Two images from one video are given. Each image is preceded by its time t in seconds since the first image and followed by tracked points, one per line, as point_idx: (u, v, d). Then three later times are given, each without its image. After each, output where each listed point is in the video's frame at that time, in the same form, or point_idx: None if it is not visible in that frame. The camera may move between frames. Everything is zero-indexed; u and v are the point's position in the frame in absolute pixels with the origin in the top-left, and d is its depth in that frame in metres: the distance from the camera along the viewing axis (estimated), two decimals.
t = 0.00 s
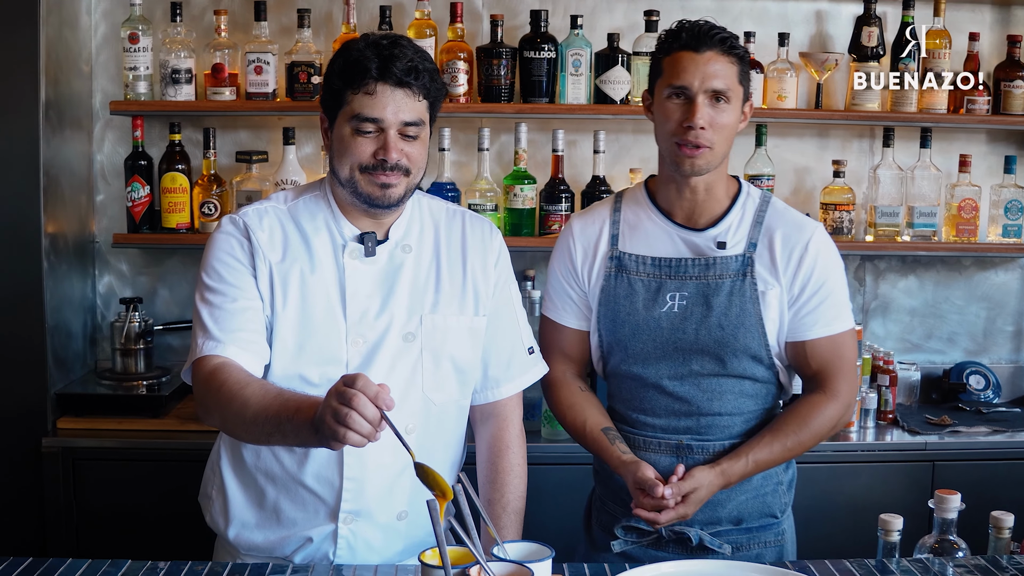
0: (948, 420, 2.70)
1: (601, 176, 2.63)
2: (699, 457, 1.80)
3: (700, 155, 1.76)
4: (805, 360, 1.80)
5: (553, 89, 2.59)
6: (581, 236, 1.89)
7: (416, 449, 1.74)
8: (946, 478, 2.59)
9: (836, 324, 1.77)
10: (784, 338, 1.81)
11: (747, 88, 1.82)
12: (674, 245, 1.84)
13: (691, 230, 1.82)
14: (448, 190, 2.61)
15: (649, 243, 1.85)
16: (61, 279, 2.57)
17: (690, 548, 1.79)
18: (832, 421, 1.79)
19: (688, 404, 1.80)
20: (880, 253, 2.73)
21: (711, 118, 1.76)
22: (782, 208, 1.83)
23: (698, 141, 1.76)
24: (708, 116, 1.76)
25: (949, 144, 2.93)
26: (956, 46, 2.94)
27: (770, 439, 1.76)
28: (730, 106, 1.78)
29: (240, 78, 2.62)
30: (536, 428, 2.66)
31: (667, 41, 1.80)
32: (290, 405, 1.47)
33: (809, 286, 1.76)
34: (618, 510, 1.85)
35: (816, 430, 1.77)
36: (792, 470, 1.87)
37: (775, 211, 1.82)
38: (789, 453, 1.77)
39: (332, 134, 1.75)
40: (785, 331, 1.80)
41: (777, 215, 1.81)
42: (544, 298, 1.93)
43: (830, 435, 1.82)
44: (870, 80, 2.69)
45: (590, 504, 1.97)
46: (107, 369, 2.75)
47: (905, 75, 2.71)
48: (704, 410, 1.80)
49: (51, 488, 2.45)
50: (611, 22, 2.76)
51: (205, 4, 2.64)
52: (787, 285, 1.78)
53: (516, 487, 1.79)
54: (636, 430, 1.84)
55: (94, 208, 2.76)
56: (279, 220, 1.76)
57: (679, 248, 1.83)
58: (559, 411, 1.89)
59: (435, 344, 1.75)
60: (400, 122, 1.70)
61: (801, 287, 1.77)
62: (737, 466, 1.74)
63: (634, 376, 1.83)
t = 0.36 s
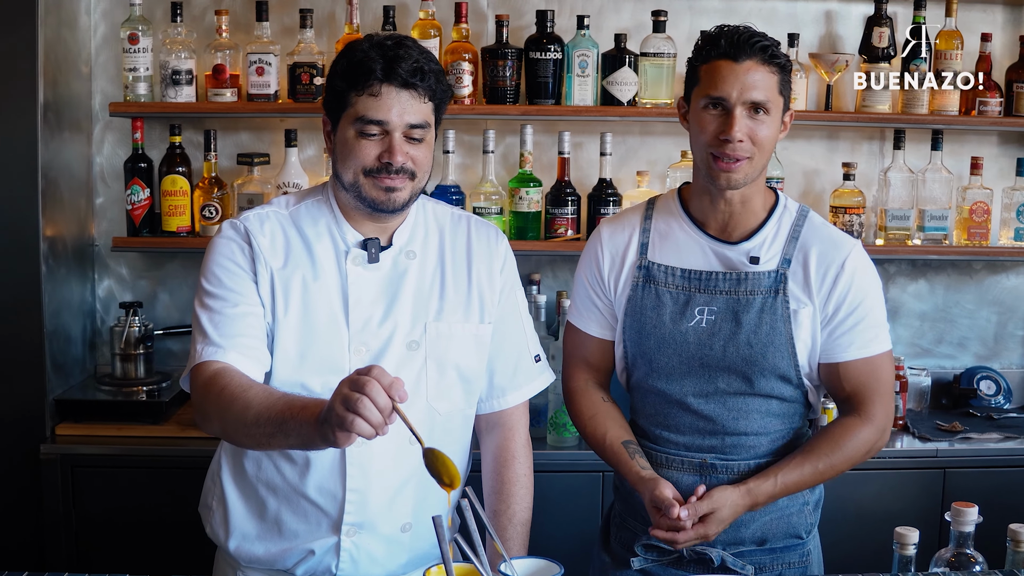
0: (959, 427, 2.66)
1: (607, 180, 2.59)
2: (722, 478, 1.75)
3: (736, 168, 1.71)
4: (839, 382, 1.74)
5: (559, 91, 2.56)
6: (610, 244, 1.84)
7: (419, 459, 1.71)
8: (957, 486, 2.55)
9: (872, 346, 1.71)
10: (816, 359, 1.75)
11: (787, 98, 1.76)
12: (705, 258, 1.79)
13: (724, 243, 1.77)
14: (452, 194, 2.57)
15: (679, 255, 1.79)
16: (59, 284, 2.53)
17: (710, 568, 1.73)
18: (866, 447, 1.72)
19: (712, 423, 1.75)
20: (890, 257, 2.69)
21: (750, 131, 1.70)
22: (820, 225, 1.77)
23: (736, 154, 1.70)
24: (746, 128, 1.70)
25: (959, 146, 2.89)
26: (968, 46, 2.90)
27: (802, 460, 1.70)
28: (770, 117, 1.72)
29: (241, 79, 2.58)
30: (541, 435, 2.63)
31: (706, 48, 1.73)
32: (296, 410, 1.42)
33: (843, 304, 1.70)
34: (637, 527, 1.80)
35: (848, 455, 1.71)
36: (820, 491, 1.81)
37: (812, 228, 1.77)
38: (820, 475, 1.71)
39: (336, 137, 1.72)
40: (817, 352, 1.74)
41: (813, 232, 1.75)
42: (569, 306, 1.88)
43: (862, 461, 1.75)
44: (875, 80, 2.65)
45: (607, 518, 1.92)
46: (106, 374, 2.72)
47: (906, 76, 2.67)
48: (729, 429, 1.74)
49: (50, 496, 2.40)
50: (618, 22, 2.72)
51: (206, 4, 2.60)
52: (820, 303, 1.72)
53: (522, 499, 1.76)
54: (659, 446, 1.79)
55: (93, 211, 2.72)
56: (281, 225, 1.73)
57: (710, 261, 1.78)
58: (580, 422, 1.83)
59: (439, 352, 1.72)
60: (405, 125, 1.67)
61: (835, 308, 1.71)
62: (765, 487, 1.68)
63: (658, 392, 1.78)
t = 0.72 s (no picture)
0: (960, 432, 2.64)
1: (605, 182, 2.56)
2: (717, 491, 1.72)
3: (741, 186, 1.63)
4: (843, 394, 1.73)
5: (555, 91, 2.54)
6: (609, 252, 1.80)
7: (408, 466, 1.70)
8: (957, 491, 2.53)
9: (873, 361, 1.69)
10: (816, 373, 1.73)
11: (792, 105, 1.68)
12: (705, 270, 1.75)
13: (725, 255, 1.73)
14: (448, 197, 2.54)
15: (679, 266, 1.76)
16: (50, 287, 2.49)
17: None
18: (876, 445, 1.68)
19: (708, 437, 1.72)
20: (890, 260, 2.67)
21: (755, 146, 1.62)
22: (824, 237, 1.74)
23: (741, 171, 1.62)
24: (751, 144, 1.62)
25: (961, 148, 2.86)
26: (969, 46, 2.87)
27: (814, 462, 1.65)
28: (776, 130, 1.64)
29: (235, 80, 2.55)
30: (537, 440, 2.60)
31: (707, 59, 1.64)
32: (280, 403, 1.40)
33: (849, 322, 1.68)
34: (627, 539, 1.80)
35: (864, 444, 1.66)
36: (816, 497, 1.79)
37: (817, 240, 1.73)
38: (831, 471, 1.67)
39: (324, 139, 1.71)
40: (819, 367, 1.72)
41: (817, 243, 1.72)
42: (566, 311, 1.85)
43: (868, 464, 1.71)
44: (875, 80, 2.63)
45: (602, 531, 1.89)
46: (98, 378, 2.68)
47: (906, 75, 2.64)
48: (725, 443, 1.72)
49: (40, 502, 2.37)
50: (616, 22, 2.69)
51: (200, 4, 2.57)
52: (823, 319, 1.69)
53: (513, 508, 1.75)
54: (654, 457, 1.76)
55: (86, 213, 2.69)
56: (269, 228, 1.72)
57: (710, 274, 1.74)
58: (571, 430, 1.81)
59: (429, 358, 1.72)
60: (395, 125, 1.67)
61: (839, 326, 1.69)
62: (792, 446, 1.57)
63: (653, 404, 1.75)
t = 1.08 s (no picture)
0: (967, 439, 2.60)
1: (608, 183, 2.53)
2: (714, 506, 1.72)
3: (723, 195, 1.62)
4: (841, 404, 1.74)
5: (557, 92, 2.51)
6: (599, 263, 1.81)
7: (399, 472, 1.68)
8: (964, 500, 2.49)
9: (873, 370, 1.69)
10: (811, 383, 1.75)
11: (778, 110, 1.66)
12: (698, 280, 1.77)
13: (718, 266, 1.75)
14: (450, 199, 2.51)
15: (671, 277, 1.77)
16: (50, 287, 2.47)
17: None
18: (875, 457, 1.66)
19: (703, 450, 1.73)
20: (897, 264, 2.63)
21: (738, 155, 1.60)
22: (819, 244, 1.75)
23: (723, 180, 1.60)
24: (733, 153, 1.60)
25: (969, 151, 2.82)
26: (977, 48, 2.84)
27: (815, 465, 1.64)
28: (760, 137, 1.61)
29: (235, 79, 2.53)
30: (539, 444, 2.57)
31: (689, 64, 1.63)
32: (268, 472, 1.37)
33: (845, 329, 1.69)
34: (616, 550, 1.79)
35: (871, 450, 1.65)
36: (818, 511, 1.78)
37: (810, 247, 1.74)
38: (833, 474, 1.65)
39: (314, 140, 1.70)
40: (818, 378, 1.73)
41: (811, 251, 1.74)
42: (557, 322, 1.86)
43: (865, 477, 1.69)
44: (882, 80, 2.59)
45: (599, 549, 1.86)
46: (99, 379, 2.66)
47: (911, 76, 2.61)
48: (720, 458, 1.73)
49: (38, 504, 2.35)
50: (620, 23, 2.66)
51: (200, 3, 2.55)
52: (819, 331, 1.71)
53: (506, 516, 1.72)
54: (649, 473, 1.77)
55: (87, 212, 2.67)
56: (257, 232, 1.70)
57: (703, 285, 1.76)
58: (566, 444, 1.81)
59: (421, 362, 1.69)
60: (386, 128, 1.65)
61: (835, 336, 1.70)
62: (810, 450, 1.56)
63: (648, 418, 1.76)
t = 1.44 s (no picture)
0: None
1: (712, 187, 2.47)
2: (784, 528, 1.74)
3: (810, 216, 1.53)
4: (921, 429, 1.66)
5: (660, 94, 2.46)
6: (675, 268, 1.78)
7: (466, 479, 1.65)
8: None
9: (961, 396, 1.63)
10: (893, 406, 1.68)
11: (888, 136, 1.54)
12: (779, 292, 1.72)
13: (800, 280, 1.69)
14: (551, 202, 2.44)
15: (749, 287, 1.73)
16: (158, 285, 2.53)
17: None
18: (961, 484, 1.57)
19: (775, 470, 1.72)
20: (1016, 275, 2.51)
21: (833, 177, 1.49)
22: (907, 261, 1.68)
23: (812, 199, 1.51)
24: (829, 174, 1.49)
25: None
26: None
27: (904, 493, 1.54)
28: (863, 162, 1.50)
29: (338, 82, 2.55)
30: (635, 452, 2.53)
31: (805, 69, 1.51)
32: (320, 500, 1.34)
33: (934, 355, 1.62)
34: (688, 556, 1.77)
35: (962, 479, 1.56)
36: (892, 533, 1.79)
37: (898, 264, 1.68)
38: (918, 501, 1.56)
39: (385, 144, 1.71)
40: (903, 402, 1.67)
41: (898, 269, 1.67)
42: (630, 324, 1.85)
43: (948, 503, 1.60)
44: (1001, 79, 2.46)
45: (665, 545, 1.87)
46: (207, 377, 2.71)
47: None
48: (792, 478, 1.72)
49: (140, 498, 2.42)
50: (728, 23, 2.60)
51: (308, 7, 2.58)
52: (904, 355, 1.64)
53: (576, 527, 1.69)
54: (718, 491, 1.78)
55: (197, 212, 2.72)
56: (331, 234, 1.70)
57: (783, 298, 1.71)
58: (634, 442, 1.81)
59: (492, 369, 1.67)
60: (455, 133, 1.65)
61: (922, 360, 1.63)
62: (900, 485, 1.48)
63: (719, 432, 1.75)
